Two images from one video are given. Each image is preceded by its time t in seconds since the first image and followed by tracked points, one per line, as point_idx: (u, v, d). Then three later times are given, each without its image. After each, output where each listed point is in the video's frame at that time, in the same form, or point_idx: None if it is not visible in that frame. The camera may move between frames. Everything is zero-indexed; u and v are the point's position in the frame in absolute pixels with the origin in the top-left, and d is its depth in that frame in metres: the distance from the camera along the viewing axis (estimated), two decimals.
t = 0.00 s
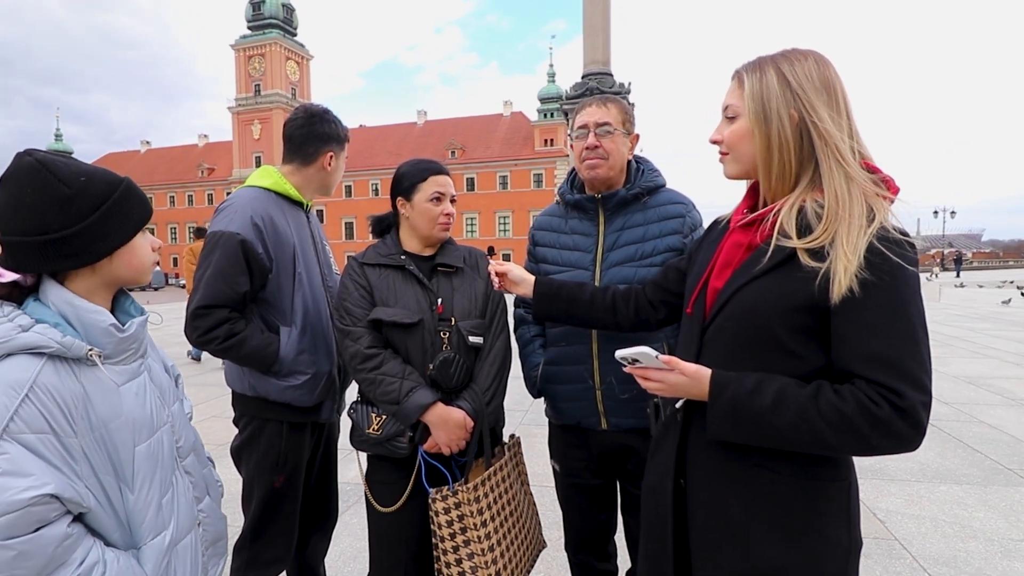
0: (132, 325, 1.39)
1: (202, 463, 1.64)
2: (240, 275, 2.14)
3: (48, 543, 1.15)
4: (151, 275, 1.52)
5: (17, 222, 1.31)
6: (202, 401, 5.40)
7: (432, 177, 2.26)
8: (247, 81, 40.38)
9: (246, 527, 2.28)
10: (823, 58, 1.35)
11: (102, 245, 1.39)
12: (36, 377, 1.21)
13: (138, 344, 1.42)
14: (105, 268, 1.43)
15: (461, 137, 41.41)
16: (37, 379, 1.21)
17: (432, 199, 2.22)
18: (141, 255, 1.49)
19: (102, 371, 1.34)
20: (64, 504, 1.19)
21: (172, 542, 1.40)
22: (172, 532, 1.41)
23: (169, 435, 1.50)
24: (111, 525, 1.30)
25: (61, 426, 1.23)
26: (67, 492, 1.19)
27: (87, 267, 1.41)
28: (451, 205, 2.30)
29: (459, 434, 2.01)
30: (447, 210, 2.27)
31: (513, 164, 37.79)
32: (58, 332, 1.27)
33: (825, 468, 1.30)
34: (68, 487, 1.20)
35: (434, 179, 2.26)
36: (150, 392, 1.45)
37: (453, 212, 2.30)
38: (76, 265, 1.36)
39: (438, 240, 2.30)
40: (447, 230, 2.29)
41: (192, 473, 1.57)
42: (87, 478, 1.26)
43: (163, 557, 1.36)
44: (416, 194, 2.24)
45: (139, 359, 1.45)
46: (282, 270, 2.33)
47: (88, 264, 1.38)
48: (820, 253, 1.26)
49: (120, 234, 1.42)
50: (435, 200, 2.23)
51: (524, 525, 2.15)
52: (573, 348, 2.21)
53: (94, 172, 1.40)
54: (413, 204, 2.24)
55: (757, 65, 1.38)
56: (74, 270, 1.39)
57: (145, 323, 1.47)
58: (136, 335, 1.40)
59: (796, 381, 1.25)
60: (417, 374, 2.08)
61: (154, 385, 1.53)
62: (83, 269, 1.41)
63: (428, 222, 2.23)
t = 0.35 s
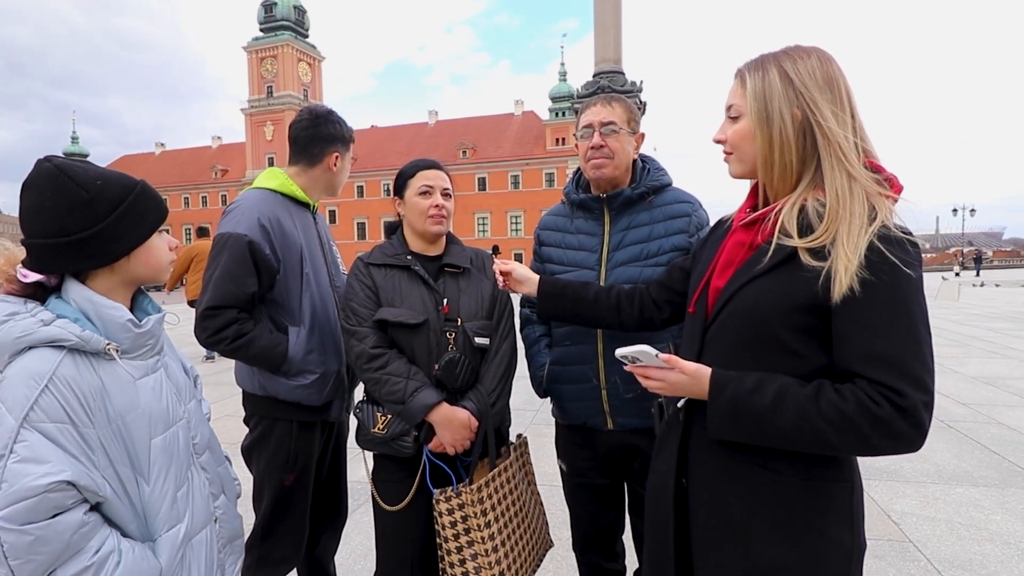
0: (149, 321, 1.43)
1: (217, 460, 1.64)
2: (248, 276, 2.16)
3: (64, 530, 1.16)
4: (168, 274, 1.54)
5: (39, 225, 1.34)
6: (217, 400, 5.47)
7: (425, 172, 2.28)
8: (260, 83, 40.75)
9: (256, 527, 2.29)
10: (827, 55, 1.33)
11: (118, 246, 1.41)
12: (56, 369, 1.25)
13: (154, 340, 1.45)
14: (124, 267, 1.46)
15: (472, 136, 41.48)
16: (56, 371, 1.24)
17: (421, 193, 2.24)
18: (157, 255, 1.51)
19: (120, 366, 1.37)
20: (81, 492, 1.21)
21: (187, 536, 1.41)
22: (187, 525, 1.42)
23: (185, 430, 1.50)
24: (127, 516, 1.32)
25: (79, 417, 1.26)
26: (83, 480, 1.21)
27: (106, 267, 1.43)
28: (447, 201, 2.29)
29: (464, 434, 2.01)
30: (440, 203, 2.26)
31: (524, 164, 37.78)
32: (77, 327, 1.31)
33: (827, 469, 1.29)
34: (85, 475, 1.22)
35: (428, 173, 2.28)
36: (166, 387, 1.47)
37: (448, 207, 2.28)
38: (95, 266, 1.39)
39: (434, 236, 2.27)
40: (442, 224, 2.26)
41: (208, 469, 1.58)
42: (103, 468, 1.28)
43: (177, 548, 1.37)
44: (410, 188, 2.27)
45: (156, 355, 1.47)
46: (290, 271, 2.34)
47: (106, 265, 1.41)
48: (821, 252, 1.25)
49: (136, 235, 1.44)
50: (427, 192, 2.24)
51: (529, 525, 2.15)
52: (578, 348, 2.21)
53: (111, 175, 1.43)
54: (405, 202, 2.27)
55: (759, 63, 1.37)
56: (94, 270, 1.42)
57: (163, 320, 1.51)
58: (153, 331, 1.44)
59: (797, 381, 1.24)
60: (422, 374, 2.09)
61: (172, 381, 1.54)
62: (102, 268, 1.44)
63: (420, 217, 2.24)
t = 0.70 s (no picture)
0: (167, 316, 1.45)
1: (237, 455, 1.66)
2: (264, 275, 2.19)
3: (72, 517, 1.21)
4: (190, 274, 1.57)
5: (67, 224, 1.40)
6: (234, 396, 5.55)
7: (423, 168, 2.33)
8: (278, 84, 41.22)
9: (273, 519, 2.31)
10: (834, 54, 1.32)
11: (139, 246, 1.44)
12: (74, 360, 1.30)
13: (172, 335, 1.48)
14: (147, 266, 1.50)
15: (487, 135, 41.54)
16: (74, 363, 1.29)
17: (420, 185, 2.28)
18: (179, 255, 1.54)
19: (137, 358, 1.41)
20: (92, 480, 1.25)
21: (197, 528, 1.44)
22: (200, 516, 1.45)
23: (202, 424, 1.54)
24: (140, 505, 1.36)
25: (95, 406, 1.31)
26: (94, 469, 1.25)
27: (129, 265, 1.47)
28: (448, 189, 2.30)
29: (473, 433, 2.03)
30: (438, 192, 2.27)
31: (539, 162, 37.75)
32: (98, 321, 1.36)
33: (832, 470, 1.29)
34: (97, 464, 1.26)
35: (426, 169, 2.33)
36: (184, 381, 1.50)
37: (450, 196, 2.29)
38: (116, 264, 1.43)
39: (439, 225, 2.27)
40: (443, 211, 2.25)
41: (226, 463, 1.60)
42: (117, 457, 1.32)
43: (187, 539, 1.40)
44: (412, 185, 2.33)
45: (175, 349, 1.51)
46: (304, 270, 2.38)
47: (128, 264, 1.45)
48: (827, 252, 1.24)
49: (157, 235, 1.47)
50: (425, 184, 2.28)
51: (536, 525, 2.16)
52: (585, 347, 2.22)
53: (136, 178, 1.47)
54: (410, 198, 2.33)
55: (765, 63, 1.37)
56: (117, 269, 1.46)
57: (183, 317, 1.54)
58: (170, 326, 1.47)
59: (801, 382, 1.23)
60: (434, 372, 2.11)
61: (191, 376, 1.58)
62: (125, 267, 1.47)
63: (422, 208, 2.26)
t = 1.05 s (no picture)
0: (179, 309, 1.49)
1: (250, 444, 1.70)
2: (273, 271, 2.23)
3: (88, 503, 1.25)
4: (201, 271, 1.60)
5: (82, 223, 1.44)
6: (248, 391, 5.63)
7: (443, 167, 2.32)
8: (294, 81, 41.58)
9: (280, 510, 2.36)
10: (833, 50, 1.32)
11: (150, 242, 1.48)
12: (89, 353, 1.34)
13: (184, 328, 1.52)
14: (158, 263, 1.53)
15: (501, 131, 41.52)
16: (89, 355, 1.34)
17: (440, 186, 2.28)
18: (190, 252, 1.58)
19: (150, 350, 1.45)
20: (106, 467, 1.30)
21: (211, 515, 1.48)
22: (213, 504, 1.49)
23: (216, 414, 1.58)
24: (155, 492, 1.40)
25: (110, 396, 1.35)
26: (108, 456, 1.29)
27: (141, 262, 1.51)
28: (466, 193, 2.32)
29: (478, 426, 2.05)
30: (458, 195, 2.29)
31: (553, 158, 37.67)
32: (112, 315, 1.40)
33: (828, 466, 1.29)
34: (111, 451, 1.31)
35: (444, 168, 2.32)
36: (197, 372, 1.55)
37: (468, 200, 2.31)
38: (128, 261, 1.47)
39: (454, 229, 2.30)
40: (460, 216, 2.28)
41: (240, 452, 1.64)
42: (132, 446, 1.37)
43: (200, 525, 1.44)
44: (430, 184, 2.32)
45: (188, 342, 1.55)
46: (312, 266, 2.42)
47: (140, 260, 1.49)
48: (824, 250, 1.24)
49: (167, 232, 1.51)
50: (445, 185, 2.28)
51: (542, 519, 2.18)
52: (589, 344, 2.23)
53: (147, 177, 1.51)
54: (427, 196, 2.32)
55: (763, 61, 1.37)
56: (131, 265, 1.50)
57: (195, 310, 1.58)
58: (182, 319, 1.51)
59: (797, 377, 1.24)
60: (439, 366, 2.14)
61: (205, 367, 1.62)
62: (138, 263, 1.52)
63: (439, 210, 2.27)
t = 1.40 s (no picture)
0: (187, 302, 1.53)
1: (259, 435, 1.74)
2: (276, 266, 2.27)
3: (97, 490, 1.29)
4: (206, 265, 1.64)
5: (92, 220, 1.49)
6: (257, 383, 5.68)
7: (442, 164, 2.35)
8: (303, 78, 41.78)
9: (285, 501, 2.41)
10: (825, 48, 1.34)
11: (155, 238, 1.52)
12: (101, 345, 1.39)
13: (193, 321, 1.56)
14: (164, 257, 1.57)
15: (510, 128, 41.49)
16: (100, 347, 1.38)
17: (433, 184, 2.32)
18: (195, 247, 1.60)
19: (160, 342, 1.49)
20: (116, 456, 1.34)
21: (219, 502, 1.51)
22: (221, 492, 1.53)
23: (226, 405, 1.61)
24: (164, 480, 1.44)
25: (120, 387, 1.39)
26: (117, 445, 1.33)
27: (148, 257, 1.55)
28: (460, 189, 2.33)
29: (478, 421, 2.09)
30: (450, 193, 2.31)
31: (561, 155, 37.61)
32: (123, 308, 1.44)
33: (819, 459, 1.31)
34: (120, 440, 1.35)
35: (442, 165, 2.35)
36: (207, 364, 1.58)
37: (462, 196, 2.32)
38: (135, 256, 1.51)
39: (450, 225, 2.33)
40: (452, 213, 2.31)
41: (250, 442, 1.67)
42: (142, 435, 1.41)
43: (208, 512, 1.48)
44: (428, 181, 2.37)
45: (198, 335, 1.59)
46: (316, 261, 2.45)
47: (146, 255, 1.53)
48: (816, 244, 1.26)
49: (172, 228, 1.55)
50: (438, 183, 2.32)
51: (542, 512, 2.21)
52: (590, 338, 2.26)
53: (152, 174, 1.54)
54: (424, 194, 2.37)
55: (757, 59, 1.39)
56: (139, 260, 1.54)
57: (204, 303, 1.61)
58: (191, 312, 1.55)
59: (788, 371, 1.26)
60: (441, 360, 2.17)
61: (215, 359, 1.65)
62: (145, 258, 1.55)
63: (433, 207, 2.32)
